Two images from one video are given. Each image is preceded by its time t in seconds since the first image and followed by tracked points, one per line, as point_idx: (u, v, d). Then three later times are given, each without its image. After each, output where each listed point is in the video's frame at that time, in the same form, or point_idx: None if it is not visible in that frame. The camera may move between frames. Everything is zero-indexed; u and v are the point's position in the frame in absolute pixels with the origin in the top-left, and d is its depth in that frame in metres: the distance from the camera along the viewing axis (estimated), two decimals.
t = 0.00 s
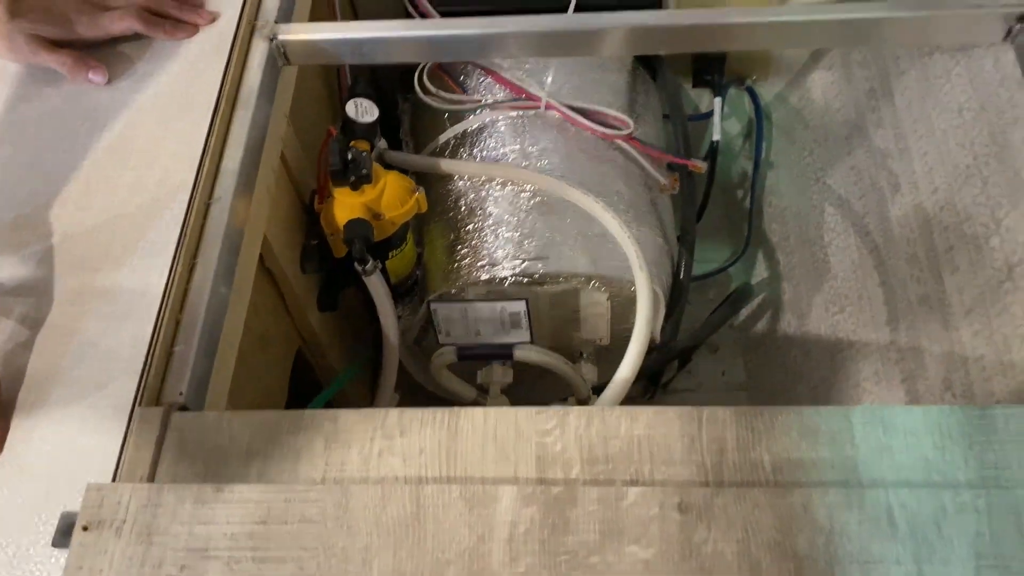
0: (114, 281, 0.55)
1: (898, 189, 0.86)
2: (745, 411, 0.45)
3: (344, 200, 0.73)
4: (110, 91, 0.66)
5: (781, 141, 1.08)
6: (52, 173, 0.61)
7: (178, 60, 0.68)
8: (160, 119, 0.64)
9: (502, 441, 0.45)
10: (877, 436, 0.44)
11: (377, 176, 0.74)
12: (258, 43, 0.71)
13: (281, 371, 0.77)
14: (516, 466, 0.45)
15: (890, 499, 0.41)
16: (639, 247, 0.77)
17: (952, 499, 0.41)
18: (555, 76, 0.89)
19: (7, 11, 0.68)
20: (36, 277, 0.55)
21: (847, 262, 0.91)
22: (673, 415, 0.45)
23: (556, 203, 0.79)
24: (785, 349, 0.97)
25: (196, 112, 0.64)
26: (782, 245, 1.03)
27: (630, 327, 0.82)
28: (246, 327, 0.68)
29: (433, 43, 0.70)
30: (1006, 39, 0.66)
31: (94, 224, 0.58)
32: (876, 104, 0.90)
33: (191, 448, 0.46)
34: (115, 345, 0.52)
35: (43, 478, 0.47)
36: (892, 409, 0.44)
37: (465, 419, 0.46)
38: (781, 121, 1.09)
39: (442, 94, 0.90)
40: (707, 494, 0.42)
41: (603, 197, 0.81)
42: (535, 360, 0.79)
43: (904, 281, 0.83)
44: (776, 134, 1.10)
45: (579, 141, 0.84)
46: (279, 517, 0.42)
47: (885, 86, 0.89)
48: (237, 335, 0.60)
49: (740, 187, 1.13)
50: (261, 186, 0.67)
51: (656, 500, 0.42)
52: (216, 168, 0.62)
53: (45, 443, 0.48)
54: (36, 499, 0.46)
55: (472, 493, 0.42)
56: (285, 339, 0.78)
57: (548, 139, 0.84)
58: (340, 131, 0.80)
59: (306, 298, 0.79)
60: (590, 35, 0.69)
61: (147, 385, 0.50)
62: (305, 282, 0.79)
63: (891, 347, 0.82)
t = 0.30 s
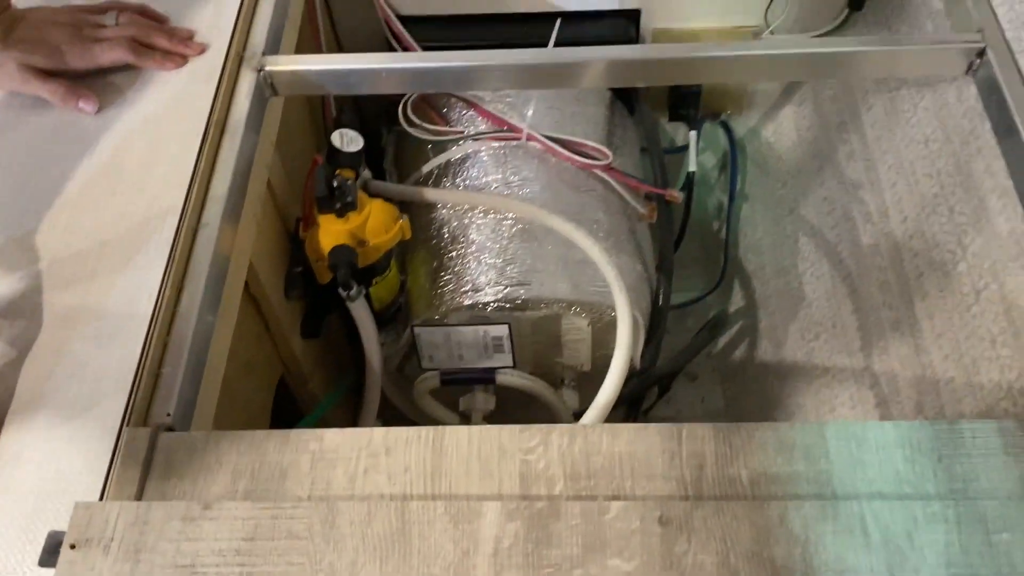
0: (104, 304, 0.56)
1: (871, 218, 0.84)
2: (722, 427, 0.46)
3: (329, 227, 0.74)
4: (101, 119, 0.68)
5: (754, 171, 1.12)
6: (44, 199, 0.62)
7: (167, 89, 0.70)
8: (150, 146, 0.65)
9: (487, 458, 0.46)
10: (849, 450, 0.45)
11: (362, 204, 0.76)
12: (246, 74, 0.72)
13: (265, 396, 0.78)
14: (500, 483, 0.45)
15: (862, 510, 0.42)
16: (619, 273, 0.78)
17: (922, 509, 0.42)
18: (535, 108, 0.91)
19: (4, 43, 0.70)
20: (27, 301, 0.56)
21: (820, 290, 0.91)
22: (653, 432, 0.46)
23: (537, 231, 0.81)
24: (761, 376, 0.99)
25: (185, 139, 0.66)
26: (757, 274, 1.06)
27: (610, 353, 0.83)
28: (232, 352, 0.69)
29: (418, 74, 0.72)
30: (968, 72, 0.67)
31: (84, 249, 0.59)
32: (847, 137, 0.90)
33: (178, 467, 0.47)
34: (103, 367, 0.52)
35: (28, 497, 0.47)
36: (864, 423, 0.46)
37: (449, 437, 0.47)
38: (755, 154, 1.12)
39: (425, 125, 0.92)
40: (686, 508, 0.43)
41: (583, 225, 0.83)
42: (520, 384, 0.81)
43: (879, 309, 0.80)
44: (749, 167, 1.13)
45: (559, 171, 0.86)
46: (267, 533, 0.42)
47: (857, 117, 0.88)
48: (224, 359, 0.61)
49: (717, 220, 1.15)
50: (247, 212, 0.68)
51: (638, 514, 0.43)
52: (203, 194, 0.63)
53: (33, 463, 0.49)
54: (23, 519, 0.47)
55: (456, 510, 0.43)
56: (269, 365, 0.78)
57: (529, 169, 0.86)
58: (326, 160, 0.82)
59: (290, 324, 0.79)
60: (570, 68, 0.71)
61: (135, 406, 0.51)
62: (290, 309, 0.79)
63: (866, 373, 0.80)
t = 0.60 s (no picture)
0: (95, 309, 0.55)
1: (857, 229, 0.84)
2: (718, 430, 0.46)
3: (320, 236, 0.74)
4: (93, 126, 0.68)
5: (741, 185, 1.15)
6: (34, 204, 0.62)
7: (160, 96, 0.70)
8: (142, 152, 0.65)
9: (483, 461, 0.46)
10: (846, 452, 0.45)
11: (354, 213, 0.75)
12: (239, 82, 0.72)
13: (255, 405, 0.77)
14: (496, 485, 0.45)
15: (860, 510, 0.42)
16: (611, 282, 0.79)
17: (919, 510, 0.42)
18: (526, 120, 0.92)
19: None
20: (17, 304, 0.56)
21: (809, 301, 0.92)
22: (650, 434, 0.46)
23: (529, 241, 0.81)
24: (750, 387, 1.00)
25: (178, 146, 0.66)
26: (746, 286, 1.07)
27: (602, 363, 0.83)
28: (223, 361, 0.68)
29: (411, 84, 0.73)
30: (955, 83, 0.68)
31: (76, 254, 0.59)
32: (834, 149, 0.91)
33: (171, 472, 0.46)
34: (94, 371, 0.52)
35: (17, 503, 0.47)
36: (860, 425, 0.46)
37: (445, 440, 0.47)
38: (742, 168, 1.15)
39: (414, 136, 0.92)
40: (684, 509, 0.43)
41: (575, 235, 0.83)
42: (511, 394, 0.82)
43: (866, 318, 0.80)
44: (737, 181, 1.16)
45: (551, 181, 0.87)
46: (261, 538, 0.42)
47: (843, 130, 0.89)
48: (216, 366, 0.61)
49: (705, 233, 1.19)
50: (240, 219, 0.67)
51: (635, 516, 0.42)
52: (196, 200, 0.63)
53: (22, 469, 0.48)
54: (12, 524, 0.46)
55: (454, 512, 0.42)
56: (259, 374, 0.77)
57: (520, 180, 0.86)
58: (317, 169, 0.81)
59: (280, 333, 0.79)
60: (562, 77, 0.72)
61: (127, 410, 0.50)
62: (280, 318, 0.79)
63: (855, 382, 0.80)
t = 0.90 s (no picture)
0: (74, 341, 0.54)
1: (847, 259, 0.84)
2: (716, 467, 0.45)
3: (307, 265, 0.72)
4: (75, 152, 0.67)
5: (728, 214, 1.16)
6: (12, 232, 0.61)
7: (144, 122, 0.69)
8: (125, 180, 0.64)
9: (475, 501, 0.45)
10: (847, 489, 0.44)
11: (342, 241, 0.74)
12: (225, 109, 0.72)
13: (239, 439, 0.75)
14: (490, 526, 0.44)
15: (862, 551, 0.41)
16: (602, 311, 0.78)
17: (923, 550, 0.41)
18: (516, 148, 0.92)
19: None
20: None
21: (800, 331, 0.91)
22: (646, 471, 0.45)
23: (519, 270, 0.80)
24: (741, 417, 0.99)
25: (162, 173, 0.65)
26: (735, 315, 1.07)
27: (593, 394, 0.83)
28: (206, 394, 0.66)
29: (400, 113, 0.72)
30: (946, 114, 0.68)
31: (54, 283, 0.57)
32: (822, 179, 0.91)
33: (151, 513, 0.45)
34: (71, 406, 0.51)
35: None
36: (860, 461, 0.45)
37: (436, 479, 0.45)
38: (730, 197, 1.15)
39: (403, 164, 0.92)
40: (682, 551, 0.42)
41: (566, 264, 0.82)
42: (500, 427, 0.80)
43: (858, 349, 0.80)
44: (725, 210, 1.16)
45: (541, 210, 0.87)
46: None
47: (833, 160, 0.89)
48: (199, 400, 0.60)
49: (693, 262, 1.20)
50: (225, 248, 0.66)
51: (632, 557, 0.42)
52: (181, 229, 0.62)
53: None
54: None
55: (446, 557, 0.42)
56: (243, 407, 0.75)
57: (510, 209, 0.86)
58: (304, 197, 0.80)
59: (264, 365, 0.77)
60: (552, 106, 0.72)
61: (107, 446, 0.49)
62: (265, 349, 0.77)
63: (847, 413, 0.80)
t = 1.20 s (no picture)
0: (76, 357, 0.55)
1: (838, 278, 0.85)
2: (713, 482, 0.45)
3: (306, 283, 0.73)
4: (77, 170, 0.67)
5: (720, 233, 1.17)
6: (14, 249, 0.61)
7: (145, 140, 0.70)
8: (126, 198, 0.65)
9: (476, 516, 0.45)
10: (842, 504, 0.45)
11: (341, 259, 0.74)
12: (226, 128, 0.72)
13: (236, 457, 0.75)
14: (490, 540, 0.44)
15: (858, 565, 0.42)
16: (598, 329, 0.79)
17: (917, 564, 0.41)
18: (512, 168, 0.93)
19: None
20: None
21: (792, 349, 0.92)
22: (645, 487, 0.46)
23: (515, 288, 0.81)
24: (734, 435, 1.00)
25: (163, 192, 0.65)
26: (728, 334, 1.08)
27: (588, 411, 0.83)
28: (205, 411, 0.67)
29: (399, 133, 0.74)
30: (934, 136, 0.70)
31: (56, 301, 0.58)
32: (813, 200, 0.93)
33: (154, 528, 0.46)
34: (72, 422, 0.52)
35: None
36: (855, 476, 0.46)
37: (437, 495, 0.46)
38: (722, 217, 1.17)
39: (400, 183, 0.93)
40: (681, 565, 0.42)
41: (562, 282, 0.83)
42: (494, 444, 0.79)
43: (849, 367, 0.81)
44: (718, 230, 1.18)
45: (536, 229, 0.88)
46: None
47: (823, 181, 0.91)
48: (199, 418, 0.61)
49: (686, 280, 1.21)
50: (225, 265, 0.67)
51: (631, 572, 0.42)
52: (182, 246, 0.63)
53: None
54: None
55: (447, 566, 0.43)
56: (241, 424, 0.76)
57: (506, 228, 0.87)
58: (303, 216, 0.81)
59: (262, 383, 0.77)
60: (549, 127, 0.73)
61: (109, 464, 0.50)
62: (262, 366, 0.78)
63: (840, 431, 0.81)
